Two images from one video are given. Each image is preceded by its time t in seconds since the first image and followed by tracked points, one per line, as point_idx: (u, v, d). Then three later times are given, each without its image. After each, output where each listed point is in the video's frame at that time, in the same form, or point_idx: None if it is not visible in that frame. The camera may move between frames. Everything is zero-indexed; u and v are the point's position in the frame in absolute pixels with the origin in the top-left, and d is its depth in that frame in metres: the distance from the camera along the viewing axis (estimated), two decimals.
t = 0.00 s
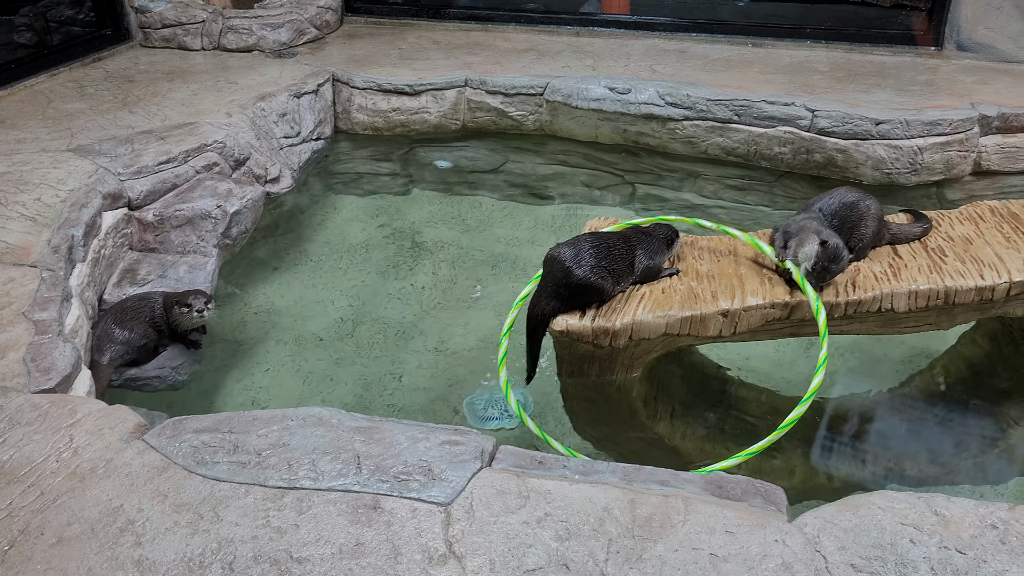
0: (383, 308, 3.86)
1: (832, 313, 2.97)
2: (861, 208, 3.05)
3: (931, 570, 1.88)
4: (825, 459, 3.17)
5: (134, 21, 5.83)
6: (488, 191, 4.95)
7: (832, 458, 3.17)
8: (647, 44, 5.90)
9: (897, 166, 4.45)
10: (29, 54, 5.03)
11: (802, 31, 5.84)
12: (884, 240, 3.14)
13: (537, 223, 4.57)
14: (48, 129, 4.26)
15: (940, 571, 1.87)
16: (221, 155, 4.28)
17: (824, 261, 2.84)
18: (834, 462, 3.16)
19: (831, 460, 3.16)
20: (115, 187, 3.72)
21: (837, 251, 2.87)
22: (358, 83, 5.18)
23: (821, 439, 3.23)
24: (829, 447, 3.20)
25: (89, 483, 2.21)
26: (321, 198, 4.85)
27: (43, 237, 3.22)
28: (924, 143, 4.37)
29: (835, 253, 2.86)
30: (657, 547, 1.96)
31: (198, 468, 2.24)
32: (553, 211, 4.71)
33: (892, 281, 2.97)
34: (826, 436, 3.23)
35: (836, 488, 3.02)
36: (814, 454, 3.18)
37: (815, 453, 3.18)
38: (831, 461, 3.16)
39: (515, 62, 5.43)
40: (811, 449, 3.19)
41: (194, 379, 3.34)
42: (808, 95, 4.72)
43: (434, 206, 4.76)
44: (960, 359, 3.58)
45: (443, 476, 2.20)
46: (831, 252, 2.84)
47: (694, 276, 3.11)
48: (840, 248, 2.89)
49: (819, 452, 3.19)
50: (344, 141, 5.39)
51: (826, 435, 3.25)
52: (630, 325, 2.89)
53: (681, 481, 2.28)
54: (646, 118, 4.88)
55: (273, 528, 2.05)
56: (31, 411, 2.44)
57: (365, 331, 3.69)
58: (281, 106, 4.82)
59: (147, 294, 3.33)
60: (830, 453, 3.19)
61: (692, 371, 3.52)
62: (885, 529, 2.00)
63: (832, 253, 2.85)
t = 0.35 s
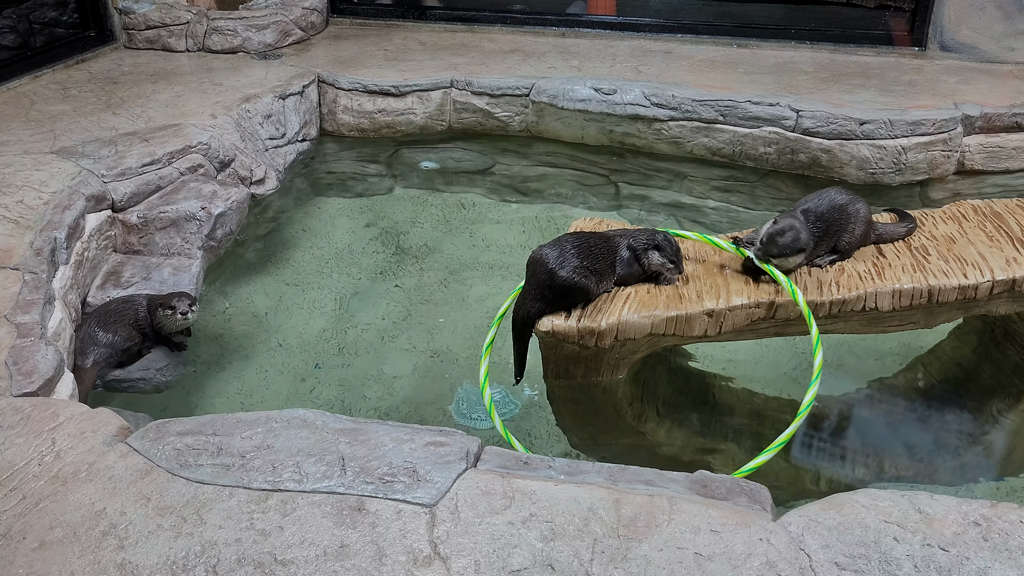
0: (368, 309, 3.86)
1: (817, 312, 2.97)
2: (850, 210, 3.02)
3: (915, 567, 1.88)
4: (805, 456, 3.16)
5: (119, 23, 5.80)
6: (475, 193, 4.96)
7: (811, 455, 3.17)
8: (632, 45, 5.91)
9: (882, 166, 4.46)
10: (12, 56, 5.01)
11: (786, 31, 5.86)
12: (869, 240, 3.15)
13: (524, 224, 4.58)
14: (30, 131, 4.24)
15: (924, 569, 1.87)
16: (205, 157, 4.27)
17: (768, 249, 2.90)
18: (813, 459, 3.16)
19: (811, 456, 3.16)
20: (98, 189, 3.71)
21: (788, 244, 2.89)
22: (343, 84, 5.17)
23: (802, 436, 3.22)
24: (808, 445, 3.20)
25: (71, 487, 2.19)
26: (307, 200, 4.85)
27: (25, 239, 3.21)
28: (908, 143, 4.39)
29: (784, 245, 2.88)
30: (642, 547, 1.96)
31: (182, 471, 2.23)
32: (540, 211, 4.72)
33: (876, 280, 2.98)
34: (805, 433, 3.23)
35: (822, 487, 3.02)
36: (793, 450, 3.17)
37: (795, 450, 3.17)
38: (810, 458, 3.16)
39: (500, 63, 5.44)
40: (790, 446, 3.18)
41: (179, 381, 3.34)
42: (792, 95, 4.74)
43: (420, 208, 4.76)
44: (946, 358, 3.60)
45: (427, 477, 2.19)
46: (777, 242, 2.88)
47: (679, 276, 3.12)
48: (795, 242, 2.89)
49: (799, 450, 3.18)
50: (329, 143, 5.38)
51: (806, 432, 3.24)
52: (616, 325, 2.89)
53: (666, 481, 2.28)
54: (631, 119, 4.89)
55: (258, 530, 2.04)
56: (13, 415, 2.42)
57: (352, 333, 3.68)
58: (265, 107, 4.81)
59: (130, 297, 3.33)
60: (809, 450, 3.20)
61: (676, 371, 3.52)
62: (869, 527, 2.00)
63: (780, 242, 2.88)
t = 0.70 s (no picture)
0: (359, 310, 3.86)
1: (806, 312, 2.99)
2: (836, 211, 3.04)
3: (905, 565, 1.89)
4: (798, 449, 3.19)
5: (108, 24, 5.79)
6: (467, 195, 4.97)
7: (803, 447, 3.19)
8: (622, 46, 5.93)
9: (871, 167, 4.49)
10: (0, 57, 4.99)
11: (776, 33, 5.89)
12: (859, 240, 3.17)
13: (515, 226, 4.58)
14: (20, 133, 4.23)
15: (913, 567, 1.89)
16: (196, 158, 4.27)
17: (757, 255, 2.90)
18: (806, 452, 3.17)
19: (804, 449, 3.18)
20: (88, 190, 3.70)
21: (774, 247, 2.91)
22: (334, 86, 5.16)
23: (794, 431, 3.28)
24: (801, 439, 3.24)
25: (62, 489, 2.19)
26: (298, 202, 4.85)
27: (15, 241, 3.20)
28: (897, 143, 4.42)
29: (769, 248, 2.90)
30: (634, 546, 1.97)
31: (174, 472, 2.23)
32: (532, 213, 4.74)
33: (865, 280, 3.00)
34: (799, 428, 3.29)
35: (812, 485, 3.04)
36: (785, 444, 3.22)
37: (787, 443, 3.23)
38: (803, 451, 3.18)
39: (491, 65, 5.45)
40: (784, 441, 3.24)
41: (170, 384, 3.34)
42: (781, 96, 4.77)
43: (411, 209, 4.77)
44: (936, 357, 3.62)
45: (419, 478, 2.20)
46: (763, 245, 2.90)
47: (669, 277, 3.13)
48: (780, 245, 2.92)
49: (792, 443, 3.23)
50: (320, 144, 5.38)
51: (799, 426, 3.30)
52: (607, 325, 2.90)
53: (659, 480, 2.29)
54: (622, 120, 4.90)
55: (250, 532, 2.04)
56: (3, 417, 2.42)
57: (343, 335, 3.68)
58: (256, 109, 4.81)
59: (121, 299, 3.34)
60: (803, 443, 3.22)
61: (667, 372, 3.51)
62: (859, 526, 2.02)
63: (765, 246, 2.90)
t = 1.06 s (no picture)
0: (354, 311, 3.86)
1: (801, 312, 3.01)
2: (829, 214, 3.07)
3: (899, 565, 1.91)
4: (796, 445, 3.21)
5: (102, 24, 5.77)
6: (462, 196, 4.98)
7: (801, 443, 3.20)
8: (617, 47, 5.95)
9: (864, 168, 4.52)
10: None
11: (770, 34, 5.91)
12: (852, 241, 3.19)
13: (510, 227, 4.59)
14: (13, 133, 4.22)
15: (908, 566, 1.90)
16: (190, 159, 4.26)
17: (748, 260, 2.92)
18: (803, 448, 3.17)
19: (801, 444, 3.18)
20: (82, 191, 3.69)
21: (766, 252, 2.94)
22: (328, 86, 5.15)
23: (793, 426, 3.29)
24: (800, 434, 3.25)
25: (57, 490, 2.19)
26: (293, 203, 4.86)
27: (9, 242, 3.19)
28: (890, 144, 4.45)
29: (760, 254, 2.93)
30: (629, 546, 1.97)
31: (169, 473, 2.23)
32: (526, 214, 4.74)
33: (859, 280, 3.01)
34: (797, 423, 3.30)
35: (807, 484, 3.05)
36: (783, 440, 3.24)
37: (785, 438, 3.24)
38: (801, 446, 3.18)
39: (485, 66, 5.45)
40: (782, 437, 3.25)
41: (164, 384, 3.34)
42: (775, 97, 4.79)
43: (407, 210, 4.78)
44: (929, 357, 3.64)
45: (415, 478, 2.20)
46: (754, 251, 2.92)
47: (665, 277, 3.14)
48: (771, 250, 2.94)
49: (790, 439, 3.24)
50: (315, 145, 5.37)
51: (797, 422, 3.32)
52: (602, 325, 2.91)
53: (654, 481, 2.30)
54: (616, 121, 4.91)
55: (245, 533, 2.04)
56: None
57: (338, 336, 3.68)
58: (250, 109, 4.80)
59: (115, 299, 3.32)
60: (801, 438, 3.23)
61: (662, 371, 3.55)
62: (853, 525, 2.03)
63: (757, 251, 2.92)
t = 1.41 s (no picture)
0: (351, 312, 3.85)
1: (798, 313, 3.01)
2: (826, 216, 3.07)
3: (898, 566, 1.91)
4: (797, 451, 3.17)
5: (98, 25, 5.75)
6: (459, 198, 4.97)
7: (802, 448, 3.18)
8: (614, 48, 5.95)
9: (861, 169, 4.52)
10: None
11: (767, 36, 5.92)
12: (850, 242, 3.20)
13: (507, 228, 4.58)
14: (8, 134, 4.20)
15: (906, 567, 1.90)
16: (186, 159, 4.25)
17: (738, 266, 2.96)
18: (804, 453, 3.16)
19: (802, 450, 3.17)
20: (78, 192, 3.68)
21: (756, 258, 2.98)
22: (325, 87, 5.15)
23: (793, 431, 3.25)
24: (800, 438, 3.22)
25: (53, 492, 2.17)
26: (289, 204, 4.85)
27: (4, 243, 3.17)
28: (887, 145, 4.46)
29: (750, 260, 2.97)
30: (627, 548, 1.97)
31: (166, 475, 2.22)
32: (524, 215, 4.74)
33: (857, 281, 3.02)
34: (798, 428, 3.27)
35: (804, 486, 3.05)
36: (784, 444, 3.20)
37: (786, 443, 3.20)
38: (802, 451, 3.16)
39: (483, 67, 5.45)
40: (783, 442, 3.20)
41: (160, 385, 3.33)
42: (772, 98, 4.80)
43: (403, 211, 4.77)
44: (925, 358, 3.65)
45: (413, 480, 2.19)
46: (743, 257, 2.97)
47: (663, 279, 3.14)
48: (761, 256, 2.98)
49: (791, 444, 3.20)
50: (312, 145, 5.36)
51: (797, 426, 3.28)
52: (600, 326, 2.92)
53: (653, 482, 2.29)
54: (613, 122, 4.92)
55: (242, 534, 2.04)
56: None
57: (335, 337, 3.67)
58: (247, 110, 4.79)
59: (111, 301, 3.30)
60: (802, 443, 3.21)
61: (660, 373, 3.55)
62: (852, 526, 2.03)
63: (746, 257, 2.97)
